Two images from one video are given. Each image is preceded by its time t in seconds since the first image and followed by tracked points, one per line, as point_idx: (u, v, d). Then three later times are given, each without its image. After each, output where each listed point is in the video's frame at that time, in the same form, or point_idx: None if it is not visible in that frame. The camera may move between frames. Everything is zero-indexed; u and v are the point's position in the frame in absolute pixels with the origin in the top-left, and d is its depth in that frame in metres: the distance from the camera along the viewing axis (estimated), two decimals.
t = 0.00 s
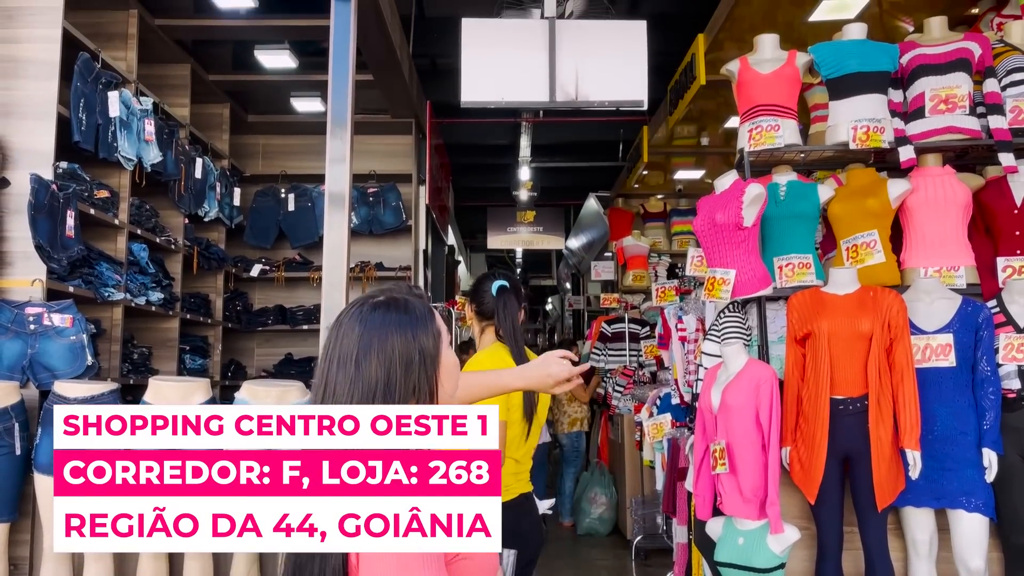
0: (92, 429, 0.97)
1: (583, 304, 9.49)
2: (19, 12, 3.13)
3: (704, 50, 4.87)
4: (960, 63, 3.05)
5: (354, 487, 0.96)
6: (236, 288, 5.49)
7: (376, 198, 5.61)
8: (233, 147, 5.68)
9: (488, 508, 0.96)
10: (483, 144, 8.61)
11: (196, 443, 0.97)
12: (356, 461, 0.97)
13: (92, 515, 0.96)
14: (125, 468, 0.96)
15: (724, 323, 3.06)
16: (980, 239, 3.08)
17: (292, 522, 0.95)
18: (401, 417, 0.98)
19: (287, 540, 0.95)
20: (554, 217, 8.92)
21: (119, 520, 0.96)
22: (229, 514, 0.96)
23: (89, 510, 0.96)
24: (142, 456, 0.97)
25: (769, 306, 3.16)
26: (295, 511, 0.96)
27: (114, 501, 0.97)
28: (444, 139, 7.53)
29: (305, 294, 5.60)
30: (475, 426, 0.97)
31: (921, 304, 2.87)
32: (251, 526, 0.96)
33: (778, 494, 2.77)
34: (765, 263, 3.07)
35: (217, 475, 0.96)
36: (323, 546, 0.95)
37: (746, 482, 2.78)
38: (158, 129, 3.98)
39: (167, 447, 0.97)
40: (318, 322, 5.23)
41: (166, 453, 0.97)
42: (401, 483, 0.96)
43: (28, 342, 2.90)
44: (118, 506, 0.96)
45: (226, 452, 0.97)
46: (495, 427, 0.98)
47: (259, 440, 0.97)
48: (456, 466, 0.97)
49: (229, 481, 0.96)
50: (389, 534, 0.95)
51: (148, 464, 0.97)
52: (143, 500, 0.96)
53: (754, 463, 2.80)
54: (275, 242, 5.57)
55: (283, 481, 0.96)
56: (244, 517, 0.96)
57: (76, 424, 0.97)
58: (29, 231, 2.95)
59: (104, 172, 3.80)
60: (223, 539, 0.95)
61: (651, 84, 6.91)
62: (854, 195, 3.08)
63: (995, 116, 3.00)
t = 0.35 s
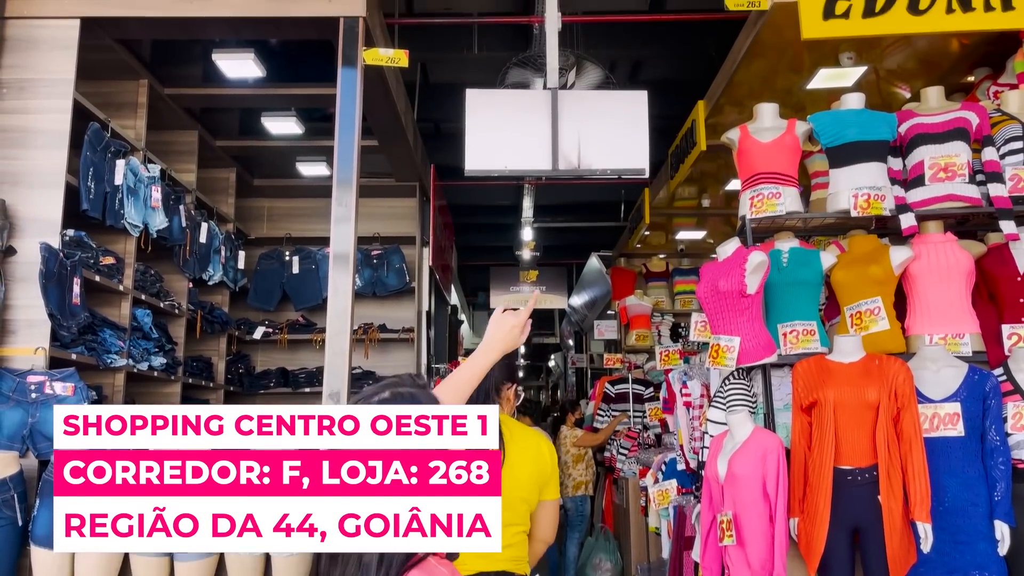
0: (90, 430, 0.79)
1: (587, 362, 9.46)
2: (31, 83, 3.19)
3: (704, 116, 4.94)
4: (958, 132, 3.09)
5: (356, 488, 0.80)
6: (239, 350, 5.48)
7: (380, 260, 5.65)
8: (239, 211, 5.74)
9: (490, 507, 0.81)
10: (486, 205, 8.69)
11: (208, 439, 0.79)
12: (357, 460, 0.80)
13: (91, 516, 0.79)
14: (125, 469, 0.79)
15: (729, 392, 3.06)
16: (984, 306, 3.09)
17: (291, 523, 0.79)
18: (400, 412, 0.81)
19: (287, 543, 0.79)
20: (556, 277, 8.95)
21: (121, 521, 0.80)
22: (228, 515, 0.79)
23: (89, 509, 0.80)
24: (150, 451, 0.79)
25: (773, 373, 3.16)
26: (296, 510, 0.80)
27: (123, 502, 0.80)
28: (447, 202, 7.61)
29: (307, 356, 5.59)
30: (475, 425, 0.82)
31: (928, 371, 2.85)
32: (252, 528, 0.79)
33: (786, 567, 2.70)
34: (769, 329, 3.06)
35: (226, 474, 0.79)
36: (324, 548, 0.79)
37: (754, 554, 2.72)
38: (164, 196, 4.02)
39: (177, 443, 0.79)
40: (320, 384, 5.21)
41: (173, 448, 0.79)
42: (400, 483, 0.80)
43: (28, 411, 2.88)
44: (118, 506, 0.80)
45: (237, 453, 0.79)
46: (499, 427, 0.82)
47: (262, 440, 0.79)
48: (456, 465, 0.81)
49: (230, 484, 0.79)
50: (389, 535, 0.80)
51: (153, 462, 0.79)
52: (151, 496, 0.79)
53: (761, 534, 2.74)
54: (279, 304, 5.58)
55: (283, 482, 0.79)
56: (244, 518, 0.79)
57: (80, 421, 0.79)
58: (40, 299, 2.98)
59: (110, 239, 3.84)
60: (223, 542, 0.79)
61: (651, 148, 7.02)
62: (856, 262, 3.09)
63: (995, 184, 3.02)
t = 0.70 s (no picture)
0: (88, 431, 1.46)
1: (590, 422, 9.37)
2: (38, 153, 3.23)
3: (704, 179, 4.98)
4: (954, 199, 3.11)
5: (354, 485, 1.47)
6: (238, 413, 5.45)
7: (381, 322, 5.64)
8: (241, 274, 5.75)
9: (485, 509, 1.47)
10: (488, 264, 8.71)
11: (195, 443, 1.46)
12: (358, 463, 1.48)
13: (92, 518, 1.43)
14: (125, 469, 1.45)
15: (732, 459, 3.03)
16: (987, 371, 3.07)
17: (291, 522, 1.45)
18: (403, 419, 1.51)
19: (287, 537, 1.44)
20: (558, 337, 8.92)
21: (120, 521, 1.43)
22: (228, 515, 1.45)
23: (89, 510, 1.44)
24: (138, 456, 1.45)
25: (777, 441, 3.13)
26: (293, 511, 1.45)
27: (114, 501, 1.44)
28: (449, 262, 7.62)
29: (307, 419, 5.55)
30: (472, 427, 1.51)
31: (933, 440, 2.80)
32: (251, 526, 1.44)
33: None
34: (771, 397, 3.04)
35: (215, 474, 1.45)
36: (325, 541, 1.44)
37: None
38: (167, 261, 4.04)
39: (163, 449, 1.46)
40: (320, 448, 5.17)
41: (166, 455, 1.46)
42: (403, 482, 1.47)
43: (23, 481, 2.84)
44: (119, 508, 1.43)
45: (226, 454, 1.46)
46: (488, 429, 1.51)
47: (258, 438, 1.48)
48: (456, 468, 1.49)
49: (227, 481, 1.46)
50: (390, 531, 1.46)
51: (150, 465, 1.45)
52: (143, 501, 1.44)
53: None
54: (279, 367, 5.56)
55: (286, 479, 1.46)
56: (245, 518, 1.45)
57: (77, 426, 1.46)
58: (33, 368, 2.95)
59: (111, 304, 3.86)
60: (223, 536, 1.43)
61: (651, 208, 7.06)
62: (857, 328, 3.08)
63: (993, 251, 3.03)
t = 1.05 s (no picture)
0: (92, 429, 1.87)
1: (592, 477, 9.26)
2: (42, 215, 3.26)
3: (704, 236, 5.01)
4: (954, 259, 3.12)
5: (357, 482, 1.89)
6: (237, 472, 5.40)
7: (381, 378, 5.62)
8: (242, 330, 5.75)
9: (485, 508, 1.86)
10: (489, 318, 8.70)
11: (199, 442, 1.87)
12: (359, 464, 1.90)
13: (93, 516, 1.83)
14: (128, 470, 1.85)
15: (735, 522, 2.99)
16: (991, 432, 3.05)
17: (293, 521, 1.86)
18: (404, 420, 1.92)
19: (287, 536, 1.84)
20: (560, 391, 8.87)
21: (120, 521, 1.83)
22: (227, 516, 1.85)
23: (87, 512, 1.83)
24: (142, 457, 1.86)
25: (780, 503, 3.09)
26: (293, 513, 1.86)
27: (114, 501, 1.85)
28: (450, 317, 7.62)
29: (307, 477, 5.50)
30: (473, 425, 1.91)
31: (939, 503, 2.76)
32: (252, 525, 1.85)
33: None
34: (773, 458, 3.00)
35: (216, 474, 1.87)
36: (326, 538, 1.84)
37: None
38: (167, 319, 4.05)
39: (167, 452, 1.87)
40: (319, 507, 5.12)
41: (166, 458, 1.86)
42: (404, 481, 1.87)
43: (18, 545, 2.81)
44: (120, 509, 1.84)
45: (226, 456, 1.87)
46: (487, 427, 1.91)
47: (259, 439, 1.89)
48: (458, 468, 1.88)
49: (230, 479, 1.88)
50: (390, 529, 1.86)
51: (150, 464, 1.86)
52: (144, 500, 1.84)
53: None
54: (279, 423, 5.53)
55: (289, 479, 1.88)
56: (245, 519, 1.85)
57: (77, 426, 1.87)
58: (27, 431, 2.92)
59: (110, 363, 3.86)
60: (225, 533, 1.84)
61: (651, 263, 7.08)
62: (859, 389, 3.07)
63: (994, 311, 3.03)
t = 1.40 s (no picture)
0: (90, 429, 2.47)
1: (594, 524, 9.14)
2: (43, 262, 3.27)
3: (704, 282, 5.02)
4: (953, 306, 3.12)
5: (355, 475, 2.50)
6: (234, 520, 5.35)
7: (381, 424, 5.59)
8: (241, 376, 5.73)
9: (480, 502, 2.46)
10: (490, 362, 8.67)
11: (200, 442, 2.47)
12: (356, 460, 2.51)
13: (94, 516, 2.41)
14: (134, 469, 2.43)
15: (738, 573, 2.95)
16: (995, 482, 3.02)
17: (297, 512, 2.46)
18: (403, 421, 2.55)
19: (292, 525, 2.44)
20: (561, 436, 8.80)
21: (129, 515, 2.41)
22: (230, 513, 2.43)
23: (97, 508, 2.42)
24: (143, 458, 2.45)
25: (784, 553, 3.05)
26: (296, 507, 2.46)
27: (119, 498, 2.42)
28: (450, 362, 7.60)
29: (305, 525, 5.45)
30: (469, 426, 2.52)
31: (944, 554, 2.75)
32: (257, 515, 2.43)
33: None
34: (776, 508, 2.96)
35: (216, 474, 2.46)
36: (329, 524, 2.45)
37: None
38: (166, 366, 4.04)
39: (167, 453, 2.46)
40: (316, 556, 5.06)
41: (171, 459, 2.45)
42: (401, 477, 2.49)
43: None
44: (132, 503, 2.42)
45: (226, 456, 2.46)
46: (482, 427, 2.50)
47: (260, 439, 2.49)
48: (456, 468, 2.48)
49: (229, 479, 2.47)
50: (388, 516, 2.47)
51: (149, 465, 2.45)
52: (145, 502, 2.43)
53: None
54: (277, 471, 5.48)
55: (291, 474, 2.47)
56: (249, 512, 2.44)
57: (82, 435, 2.44)
58: (24, 480, 2.90)
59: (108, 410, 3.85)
60: (232, 521, 2.42)
61: (651, 307, 7.07)
62: (860, 437, 3.06)
63: (995, 357, 3.01)
